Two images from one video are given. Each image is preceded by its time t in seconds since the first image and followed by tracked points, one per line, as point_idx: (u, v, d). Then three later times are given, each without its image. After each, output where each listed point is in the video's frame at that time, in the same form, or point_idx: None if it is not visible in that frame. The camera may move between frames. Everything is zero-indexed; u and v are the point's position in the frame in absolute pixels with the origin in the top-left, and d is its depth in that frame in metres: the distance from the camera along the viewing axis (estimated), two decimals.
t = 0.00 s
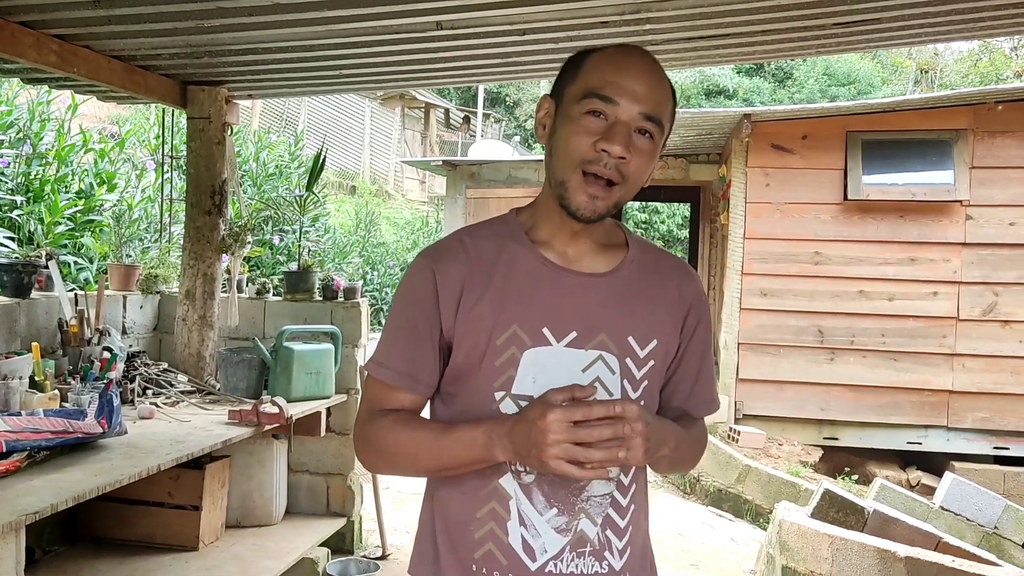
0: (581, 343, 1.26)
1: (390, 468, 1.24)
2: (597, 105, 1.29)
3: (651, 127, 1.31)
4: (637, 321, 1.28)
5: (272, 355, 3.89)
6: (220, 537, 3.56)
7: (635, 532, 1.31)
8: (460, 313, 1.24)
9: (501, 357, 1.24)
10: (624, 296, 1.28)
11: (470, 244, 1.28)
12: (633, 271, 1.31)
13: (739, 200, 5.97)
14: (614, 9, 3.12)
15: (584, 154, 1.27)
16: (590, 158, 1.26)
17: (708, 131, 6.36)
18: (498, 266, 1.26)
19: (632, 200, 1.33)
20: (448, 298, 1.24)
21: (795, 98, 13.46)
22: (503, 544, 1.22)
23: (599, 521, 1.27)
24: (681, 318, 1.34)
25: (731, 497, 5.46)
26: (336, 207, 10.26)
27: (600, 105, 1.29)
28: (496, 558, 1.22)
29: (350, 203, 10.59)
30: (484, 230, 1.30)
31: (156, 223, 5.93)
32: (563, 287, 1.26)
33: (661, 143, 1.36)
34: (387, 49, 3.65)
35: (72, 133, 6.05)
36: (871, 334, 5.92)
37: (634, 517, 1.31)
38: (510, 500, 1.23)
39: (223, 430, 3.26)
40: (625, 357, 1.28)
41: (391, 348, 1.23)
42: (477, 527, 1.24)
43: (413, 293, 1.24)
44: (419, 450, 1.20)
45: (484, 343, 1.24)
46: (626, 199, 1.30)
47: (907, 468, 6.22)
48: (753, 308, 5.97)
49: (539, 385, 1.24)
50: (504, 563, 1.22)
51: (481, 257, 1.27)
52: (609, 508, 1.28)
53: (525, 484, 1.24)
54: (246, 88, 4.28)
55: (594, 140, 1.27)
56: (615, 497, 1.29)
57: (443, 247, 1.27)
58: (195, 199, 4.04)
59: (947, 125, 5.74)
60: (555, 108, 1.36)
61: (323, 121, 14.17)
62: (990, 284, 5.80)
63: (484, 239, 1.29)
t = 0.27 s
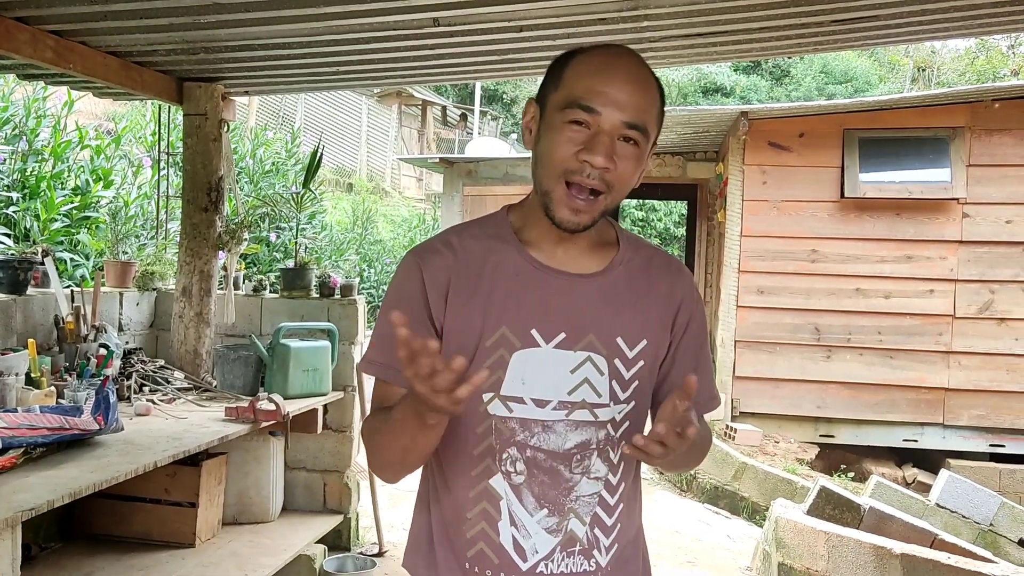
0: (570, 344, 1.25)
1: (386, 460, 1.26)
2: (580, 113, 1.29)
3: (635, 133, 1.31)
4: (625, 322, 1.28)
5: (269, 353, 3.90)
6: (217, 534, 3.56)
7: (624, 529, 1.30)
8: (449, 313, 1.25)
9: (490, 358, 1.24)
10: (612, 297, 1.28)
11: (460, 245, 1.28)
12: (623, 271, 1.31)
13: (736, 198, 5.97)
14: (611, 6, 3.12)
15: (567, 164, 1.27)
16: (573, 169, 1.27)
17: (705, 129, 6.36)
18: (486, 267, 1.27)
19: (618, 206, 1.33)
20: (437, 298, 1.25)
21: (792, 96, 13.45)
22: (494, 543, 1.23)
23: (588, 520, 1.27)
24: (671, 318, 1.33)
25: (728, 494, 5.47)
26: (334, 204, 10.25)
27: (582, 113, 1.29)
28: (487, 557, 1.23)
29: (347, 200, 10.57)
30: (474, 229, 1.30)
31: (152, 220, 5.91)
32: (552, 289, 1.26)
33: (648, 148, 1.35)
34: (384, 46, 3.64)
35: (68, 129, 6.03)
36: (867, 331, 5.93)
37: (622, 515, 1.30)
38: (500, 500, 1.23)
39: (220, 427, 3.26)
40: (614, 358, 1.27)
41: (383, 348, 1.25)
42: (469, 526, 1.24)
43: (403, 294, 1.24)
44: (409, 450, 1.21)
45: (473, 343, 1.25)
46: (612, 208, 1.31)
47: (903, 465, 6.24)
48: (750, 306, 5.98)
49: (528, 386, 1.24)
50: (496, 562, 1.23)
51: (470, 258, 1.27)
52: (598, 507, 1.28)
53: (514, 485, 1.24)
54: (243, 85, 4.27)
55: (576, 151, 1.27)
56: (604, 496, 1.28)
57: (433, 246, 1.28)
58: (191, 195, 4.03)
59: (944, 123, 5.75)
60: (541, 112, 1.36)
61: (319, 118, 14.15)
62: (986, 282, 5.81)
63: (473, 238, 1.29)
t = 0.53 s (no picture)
0: (570, 345, 1.25)
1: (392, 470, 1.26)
2: (569, 97, 1.30)
3: (626, 113, 1.31)
4: (625, 321, 1.28)
5: (266, 352, 3.89)
6: (215, 533, 3.56)
7: (625, 530, 1.30)
8: (448, 316, 1.25)
9: (490, 360, 1.24)
10: (612, 297, 1.29)
11: (457, 248, 1.29)
12: (622, 270, 1.31)
13: (734, 196, 5.98)
14: (608, 4, 3.13)
15: (561, 148, 1.27)
16: (566, 150, 1.27)
17: (702, 127, 6.36)
18: (484, 269, 1.27)
19: (615, 188, 1.33)
20: (435, 301, 1.25)
21: (789, 94, 13.45)
22: (495, 543, 1.23)
23: (588, 521, 1.27)
24: (670, 317, 1.34)
25: (725, 492, 5.48)
26: (331, 202, 10.24)
27: (571, 96, 1.30)
28: (489, 557, 1.23)
29: (344, 198, 10.56)
30: (471, 232, 1.31)
31: (149, 218, 5.91)
32: (550, 289, 1.27)
33: (641, 130, 1.36)
34: (382, 44, 3.64)
35: (65, 127, 6.02)
36: (864, 330, 5.94)
37: (624, 515, 1.30)
38: (502, 501, 1.24)
39: (217, 426, 3.26)
40: (615, 358, 1.27)
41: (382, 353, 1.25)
42: (471, 527, 1.24)
43: (401, 298, 1.25)
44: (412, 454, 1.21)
45: (472, 346, 1.25)
46: (607, 188, 1.31)
47: (900, 463, 6.25)
48: (747, 304, 5.99)
49: (528, 387, 1.24)
50: (497, 563, 1.23)
51: (468, 261, 1.27)
52: (599, 508, 1.27)
53: (516, 486, 1.24)
54: (240, 83, 4.27)
55: (569, 132, 1.27)
56: (605, 497, 1.28)
57: (430, 250, 1.28)
58: (189, 194, 4.03)
59: (941, 122, 5.76)
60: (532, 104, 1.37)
61: (317, 116, 14.14)
62: (983, 281, 5.82)
63: (471, 241, 1.29)
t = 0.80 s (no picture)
0: (571, 342, 1.25)
1: (391, 470, 1.25)
2: (574, 81, 1.30)
3: (629, 98, 1.32)
4: (627, 318, 1.28)
5: (264, 350, 3.88)
6: (213, 532, 3.56)
7: (626, 530, 1.29)
8: (449, 311, 1.25)
9: (490, 356, 1.24)
10: (614, 294, 1.28)
11: (459, 244, 1.28)
12: (625, 267, 1.31)
13: (733, 195, 5.97)
14: (606, 2, 3.12)
15: (565, 129, 1.26)
16: (571, 129, 1.26)
17: (701, 126, 6.36)
18: (486, 265, 1.27)
19: (620, 174, 1.32)
20: (437, 297, 1.25)
21: (788, 93, 13.44)
22: (493, 541, 1.22)
23: (588, 520, 1.26)
24: (673, 315, 1.33)
25: (724, 491, 5.48)
26: (330, 201, 10.23)
27: (576, 81, 1.30)
28: (487, 555, 1.22)
29: (343, 197, 10.55)
30: (473, 230, 1.31)
31: (147, 216, 5.90)
32: (552, 285, 1.26)
33: (644, 120, 1.36)
34: (380, 42, 3.63)
35: (63, 126, 6.01)
36: (863, 329, 5.94)
37: (625, 515, 1.29)
38: (501, 498, 1.24)
39: (215, 424, 3.25)
40: (617, 356, 1.27)
41: (383, 348, 1.24)
42: (469, 525, 1.24)
43: (402, 294, 1.25)
44: (412, 451, 1.20)
45: (472, 342, 1.24)
46: (614, 169, 1.29)
47: (899, 462, 6.25)
48: (746, 303, 5.99)
49: (528, 384, 1.23)
50: (495, 561, 1.22)
51: (469, 257, 1.27)
52: (598, 507, 1.27)
53: (515, 484, 1.24)
54: (238, 81, 4.25)
55: (573, 112, 1.27)
56: (605, 496, 1.28)
57: (432, 247, 1.28)
58: (187, 192, 4.02)
59: (941, 121, 5.75)
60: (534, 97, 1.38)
61: (315, 115, 14.12)
62: (982, 279, 5.82)
63: (473, 238, 1.29)
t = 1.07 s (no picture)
0: (572, 342, 1.25)
1: (387, 465, 1.24)
2: (575, 92, 1.29)
3: (632, 106, 1.30)
4: (629, 321, 1.27)
5: (264, 350, 3.88)
6: (213, 532, 3.56)
7: (625, 533, 1.28)
8: (450, 309, 1.24)
9: (489, 354, 1.24)
10: (617, 296, 1.28)
11: (462, 242, 1.28)
12: (627, 270, 1.30)
13: (733, 195, 5.97)
14: (606, 2, 3.12)
15: (566, 142, 1.26)
16: (573, 143, 1.26)
17: (701, 126, 6.36)
18: (488, 265, 1.26)
19: (623, 180, 1.31)
20: (438, 294, 1.25)
21: (789, 93, 13.43)
22: (490, 542, 1.22)
23: (585, 522, 1.26)
24: (676, 320, 1.32)
25: (724, 491, 5.47)
26: (330, 201, 10.24)
27: (577, 91, 1.29)
28: (483, 556, 1.22)
29: (343, 197, 10.55)
30: (476, 229, 1.30)
31: (147, 217, 5.90)
32: (554, 286, 1.26)
33: (647, 123, 1.34)
34: (380, 42, 3.63)
35: (63, 126, 6.01)
36: (864, 329, 5.93)
37: (624, 519, 1.29)
38: (497, 499, 1.23)
39: (215, 425, 3.25)
40: (617, 357, 1.27)
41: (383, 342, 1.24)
42: (467, 525, 1.24)
43: (404, 291, 1.25)
44: (409, 446, 1.20)
45: (472, 341, 1.24)
46: (615, 179, 1.29)
47: (899, 462, 6.25)
48: (747, 303, 5.99)
49: (527, 384, 1.24)
50: (491, 562, 1.22)
51: (473, 255, 1.27)
52: (596, 509, 1.27)
53: (512, 484, 1.24)
54: (237, 81, 4.25)
55: (574, 125, 1.26)
56: (603, 499, 1.27)
57: (435, 244, 1.28)
58: (186, 192, 4.02)
59: (941, 121, 5.75)
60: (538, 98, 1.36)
61: (316, 115, 14.13)
62: (982, 279, 5.82)
63: (476, 236, 1.29)
